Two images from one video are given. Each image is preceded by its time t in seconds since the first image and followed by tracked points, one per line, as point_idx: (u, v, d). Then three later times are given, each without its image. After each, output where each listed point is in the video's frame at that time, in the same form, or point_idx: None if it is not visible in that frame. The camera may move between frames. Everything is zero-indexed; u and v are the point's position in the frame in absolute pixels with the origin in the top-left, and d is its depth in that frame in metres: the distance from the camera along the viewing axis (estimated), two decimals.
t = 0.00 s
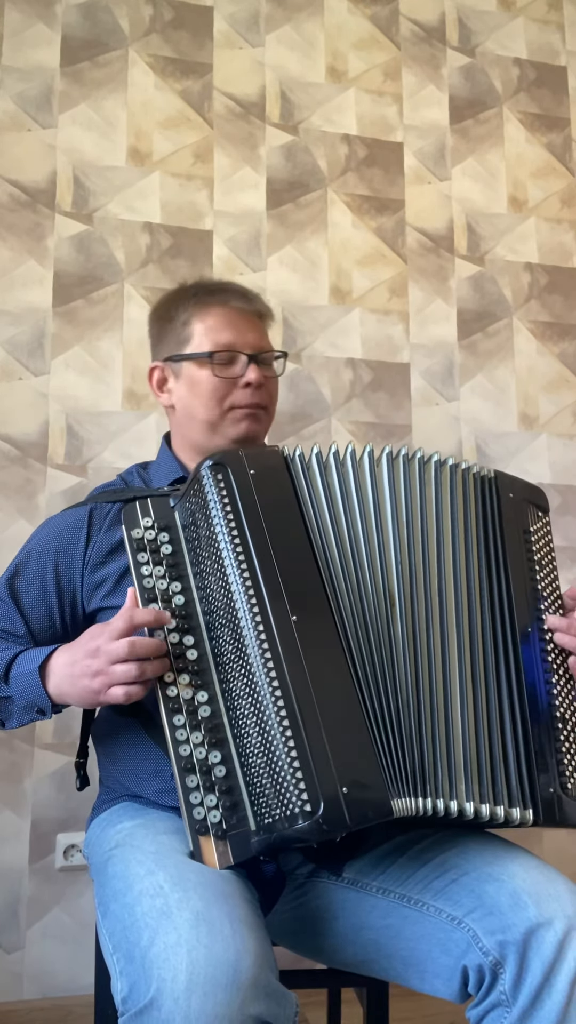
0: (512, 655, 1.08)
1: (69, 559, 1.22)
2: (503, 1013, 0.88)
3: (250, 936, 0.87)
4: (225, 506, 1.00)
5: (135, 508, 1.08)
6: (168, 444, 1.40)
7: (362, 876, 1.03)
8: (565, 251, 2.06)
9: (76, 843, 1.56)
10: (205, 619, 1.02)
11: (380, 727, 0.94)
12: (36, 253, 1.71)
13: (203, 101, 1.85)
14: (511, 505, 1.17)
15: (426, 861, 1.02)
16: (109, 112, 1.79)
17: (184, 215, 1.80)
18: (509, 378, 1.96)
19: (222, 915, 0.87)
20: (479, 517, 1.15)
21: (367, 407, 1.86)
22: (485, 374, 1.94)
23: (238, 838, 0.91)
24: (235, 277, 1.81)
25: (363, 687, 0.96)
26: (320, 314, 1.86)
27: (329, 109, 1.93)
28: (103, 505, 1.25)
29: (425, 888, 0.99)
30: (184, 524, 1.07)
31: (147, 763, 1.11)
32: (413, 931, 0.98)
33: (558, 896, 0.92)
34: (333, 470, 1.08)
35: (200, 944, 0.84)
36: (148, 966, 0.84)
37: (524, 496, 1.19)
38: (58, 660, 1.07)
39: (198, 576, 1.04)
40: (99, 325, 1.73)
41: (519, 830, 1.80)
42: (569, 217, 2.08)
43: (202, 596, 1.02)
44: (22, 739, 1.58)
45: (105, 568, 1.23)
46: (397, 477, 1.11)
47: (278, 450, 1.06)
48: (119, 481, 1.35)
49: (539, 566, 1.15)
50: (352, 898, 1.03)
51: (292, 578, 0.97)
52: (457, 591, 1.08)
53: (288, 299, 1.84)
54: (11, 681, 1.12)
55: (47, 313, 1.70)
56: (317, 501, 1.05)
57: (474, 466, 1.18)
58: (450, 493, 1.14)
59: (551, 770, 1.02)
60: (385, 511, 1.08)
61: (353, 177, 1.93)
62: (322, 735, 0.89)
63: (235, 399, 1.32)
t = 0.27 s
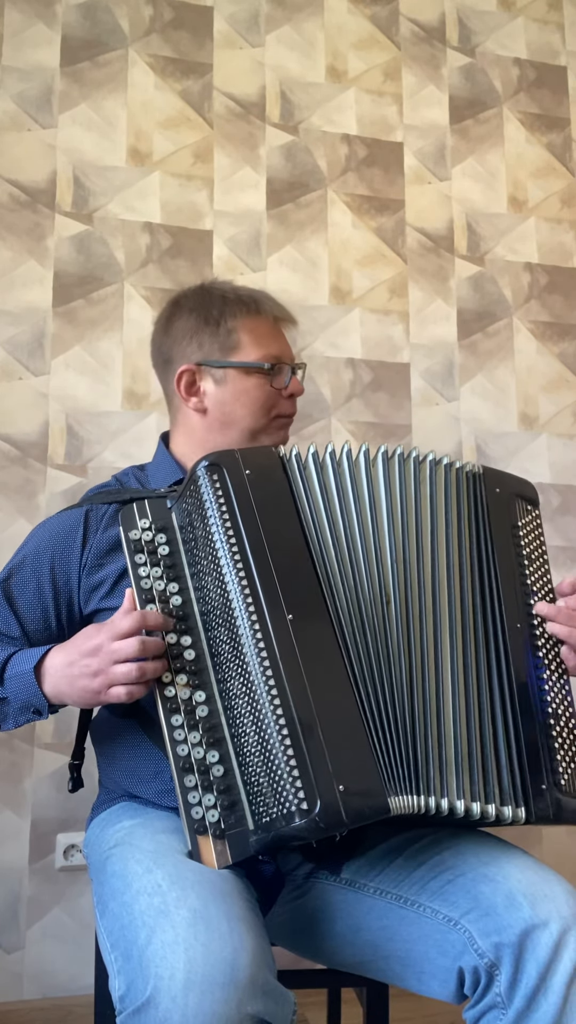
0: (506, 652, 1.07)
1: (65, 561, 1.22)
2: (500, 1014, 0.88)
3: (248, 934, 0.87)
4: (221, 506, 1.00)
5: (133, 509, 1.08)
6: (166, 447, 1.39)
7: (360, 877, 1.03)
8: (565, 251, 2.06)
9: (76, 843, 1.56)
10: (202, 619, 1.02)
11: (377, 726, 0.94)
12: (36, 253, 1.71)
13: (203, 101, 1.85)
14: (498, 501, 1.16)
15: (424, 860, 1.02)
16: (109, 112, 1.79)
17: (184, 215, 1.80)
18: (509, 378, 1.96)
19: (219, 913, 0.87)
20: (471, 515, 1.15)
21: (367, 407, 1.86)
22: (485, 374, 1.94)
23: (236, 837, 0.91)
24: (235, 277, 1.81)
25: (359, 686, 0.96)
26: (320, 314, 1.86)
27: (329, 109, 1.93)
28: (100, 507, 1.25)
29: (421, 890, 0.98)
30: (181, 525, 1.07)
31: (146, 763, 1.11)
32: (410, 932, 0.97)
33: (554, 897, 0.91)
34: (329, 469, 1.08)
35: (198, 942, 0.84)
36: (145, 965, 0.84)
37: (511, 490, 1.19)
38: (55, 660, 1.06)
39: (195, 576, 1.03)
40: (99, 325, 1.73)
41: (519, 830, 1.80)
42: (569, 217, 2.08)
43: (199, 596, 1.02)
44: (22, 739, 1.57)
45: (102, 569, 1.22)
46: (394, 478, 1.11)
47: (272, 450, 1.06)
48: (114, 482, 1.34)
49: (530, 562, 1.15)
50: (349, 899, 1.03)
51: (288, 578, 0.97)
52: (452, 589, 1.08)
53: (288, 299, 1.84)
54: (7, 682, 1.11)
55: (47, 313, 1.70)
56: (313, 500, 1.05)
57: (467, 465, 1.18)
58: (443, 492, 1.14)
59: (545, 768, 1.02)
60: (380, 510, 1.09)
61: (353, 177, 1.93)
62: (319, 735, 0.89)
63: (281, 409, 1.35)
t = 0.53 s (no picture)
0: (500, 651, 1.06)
1: (65, 564, 1.22)
2: (498, 1015, 0.88)
3: (246, 932, 0.87)
4: (220, 507, 1.00)
5: (133, 510, 1.08)
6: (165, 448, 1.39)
7: (358, 877, 1.03)
8: (565, 251, 2.06)
9: (76, 843, 1.56)
10: (201, 619, 1.02)
11: (376, 726, 0.94)
12: (36, 253, 1.71)
13: (203, 101, 1.85)
14: (479, 494, 1.16)
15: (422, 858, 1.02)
16: (109, 112, 1.79)
17: (184, 215, 1.80)
18: (508, 378, 1.96)
19: (218, 911, 0.87)
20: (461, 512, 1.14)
21: (367, 407, 1.86)
22: (485, 374, 1.94)
23: (235, 837, 0.91)
24: (235, 277, 1.81)
25: (358, 686, 0.96)
26: (320, 314, 1.86)
27: (329, 109, 1.93)
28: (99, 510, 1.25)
29: (419, 890, 0.98)
30: (181, 525, 1.07)
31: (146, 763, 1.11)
32: (408, 932, 0.98)
33: (551, 896, 0.91)
34: (329, 469, 1.08)
35: (196, 939, 0.84)
36: (144, 962, 0.84)
37: (495, 484, 1.18)
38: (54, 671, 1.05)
39: (195, 577, 1.04)
40: (99, 325, 1.73)
41: (519, 830, 1.80)
42: (569, 217, 2.08)
43: (199, 597, 1.02)
44: (22, 739, 1.58)
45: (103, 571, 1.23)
46: (392, 479, 1.11)
47: (271, 449, 1.05)
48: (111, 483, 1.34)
49: (518, 558, 1.14)
50: (347, 899, 1.03)
51: (287, 578, 0.97)
52: (450, 588, 1.08)
53: (288, 299, 1.84)
54: (8, 684, 1.10)
55: (47, 313, 1.70)
56: (312, 499, 1.05)
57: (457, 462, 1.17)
58: (438, 490, 1.14)
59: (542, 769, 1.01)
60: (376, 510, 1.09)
61: (353, 177, 1.93)
62: (317, 736, 0.89)
63: (280, 410, 1.35)
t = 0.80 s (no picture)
0: (496, 651, 1.06)
1: (68, 567, 1.22)
2: (496, 1016, 0.88)
3: (246, 930, 0.87)
4: (218, 508, 0.99)
5: (132, 510, 1.08)
6: (162, 449, 1.39)
7: (357, 878, 1.03)
8: (565, 251, 2.06)
9: (76, 843, 1.56)
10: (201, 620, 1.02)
11: (374, 726, 0.94)
12: (36, 253, 1.71)
13: (203, 101, 1.85)
14: (472, 492, 1.13)
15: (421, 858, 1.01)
16: (109, 112, 1.79)
17: (184, 215, 1.80)
18: (508, 378, 1.96)
19: (218, 909, 0.87)
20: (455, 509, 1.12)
21: (367, 407, 1.86)
22: (484, 374, 1.94)
23: (234, 838, 0.91)
24: (235, 277, 1.81)
25: (356, 686, 0.96)
26: (320, 314, 1.86)
27: (329, 109, 1.93)
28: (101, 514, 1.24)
29: (417, 891, 0.98)
30: (180, 526, 1.07)
31: (146, 763, 1.11)
32: (406, 933, 0.97)
33: (549, 896, 0.91)
34: (328, 470, 1.08)
35: (196, 937, 0.84)
36: (143, 961, 0.84)
37: (487, 481, 1.15)
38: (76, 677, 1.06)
39: (194, 578, 1.03)
40: (99, 325, 1.73)
41: (519, 830, 1.80)
42: (569, 217, 2.08)
43: (198, 597, 1.02)
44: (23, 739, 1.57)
45: (105, 573, 1.23)
46: (388, 478, 1.11)
47: (269, 449, 1.05)
48: (110, 487, 1.34)
49: (511, 553, 1.12)
50: (346, 900, 1.03)
51: (285, 579, 0.97)
52: (447, 588, 1.08)
53: (288, 299, 1.84)
54: (28, 687, 1.10)
55: (47, 313, 1.70)
56: (311, 499, 1.05)
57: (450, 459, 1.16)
58: (435, 489, 1.13)
59: (535, 765, 1.01)
60: (372, 510, 1.09)
61: (353, 177, 1.93)
62: (315, 736, 0.89)
63: (264, 400, 1.33)
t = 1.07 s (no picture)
0: (486, 650, 1.04)
1: (71, 568, 1.22)
2: (494, 1017, 0.88)
3: (245, 930, 0.87)
4: (219, 508, 1.00)
5: (133, 509, 1.08)
6: (162, 449, 1.39)
7: (356, 878, 1.03)
8: (565, 251, 2.06)
9: (76, 843, 1.56)
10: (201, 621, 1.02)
11: (374, 726, 0.94)
12: (36, 253, 1.71)
13: (203, 101, 1.85)
14: (459, 491, 1.12)
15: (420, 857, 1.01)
16: (109, 112, 1.79)
17: (184, 215, 1.80)
18: (508, 378, 1.96)
19: (217, 909, 0.87)
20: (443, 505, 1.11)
21: (367, 407, 1.86)
22: (484, 374, 1.94)
23: (232, 839, 0.91)
24: (235, 277, 1.81)
25: (356, 686, 0.96)
26: (319, 314, 1.86)
27: (329, 109, 1.93)
28: (101, 514, 1.25)
29: (416, 891, 0.98)
30: (181, 526, 1.07)
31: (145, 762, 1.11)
32: (405, 933, 0.97)
33: (547, 896, 0.91)
34: (329, 470, 1.08)
35: (195, 938, 0.84)
36: (142, 960, 0.84)
37: (475, 478, 1.13)
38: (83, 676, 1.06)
39: (194, 578, 1.04)
40: (99, 325, 1.73)
41: (518, 829, 1.80)
42: (569, 217, 2.08)
43: (198, 597, 1.03)
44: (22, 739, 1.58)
45: (108, 573, 1.22)
46: (386, 478, 1.10)
47: (271, 449, 1.05)
48: (112, 487, 1.35)
49: (500, 548, 1.10)
50: (345, 900, 1.03)
51: (285, 579, 0.97)
52: (444, 586, 1.07)
53: (288, 299, 1.84)
54: (37, 689, 1.11)
55: (47, 314, 1.70)
56: (311, 499, 1.05)
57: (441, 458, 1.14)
58: (430, 487, 1.12)
59: (526, 762, 0.99)
60: (369, 509, 1.08)
61: (353, 177, 1.93)
62: (315, 738, 0.89)
63: (213, 397, 1.30)
